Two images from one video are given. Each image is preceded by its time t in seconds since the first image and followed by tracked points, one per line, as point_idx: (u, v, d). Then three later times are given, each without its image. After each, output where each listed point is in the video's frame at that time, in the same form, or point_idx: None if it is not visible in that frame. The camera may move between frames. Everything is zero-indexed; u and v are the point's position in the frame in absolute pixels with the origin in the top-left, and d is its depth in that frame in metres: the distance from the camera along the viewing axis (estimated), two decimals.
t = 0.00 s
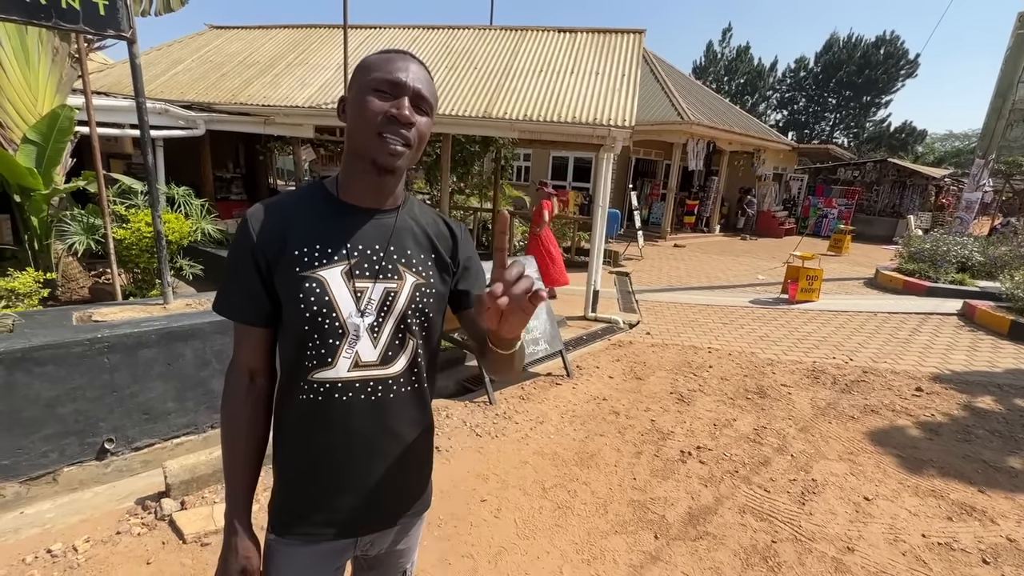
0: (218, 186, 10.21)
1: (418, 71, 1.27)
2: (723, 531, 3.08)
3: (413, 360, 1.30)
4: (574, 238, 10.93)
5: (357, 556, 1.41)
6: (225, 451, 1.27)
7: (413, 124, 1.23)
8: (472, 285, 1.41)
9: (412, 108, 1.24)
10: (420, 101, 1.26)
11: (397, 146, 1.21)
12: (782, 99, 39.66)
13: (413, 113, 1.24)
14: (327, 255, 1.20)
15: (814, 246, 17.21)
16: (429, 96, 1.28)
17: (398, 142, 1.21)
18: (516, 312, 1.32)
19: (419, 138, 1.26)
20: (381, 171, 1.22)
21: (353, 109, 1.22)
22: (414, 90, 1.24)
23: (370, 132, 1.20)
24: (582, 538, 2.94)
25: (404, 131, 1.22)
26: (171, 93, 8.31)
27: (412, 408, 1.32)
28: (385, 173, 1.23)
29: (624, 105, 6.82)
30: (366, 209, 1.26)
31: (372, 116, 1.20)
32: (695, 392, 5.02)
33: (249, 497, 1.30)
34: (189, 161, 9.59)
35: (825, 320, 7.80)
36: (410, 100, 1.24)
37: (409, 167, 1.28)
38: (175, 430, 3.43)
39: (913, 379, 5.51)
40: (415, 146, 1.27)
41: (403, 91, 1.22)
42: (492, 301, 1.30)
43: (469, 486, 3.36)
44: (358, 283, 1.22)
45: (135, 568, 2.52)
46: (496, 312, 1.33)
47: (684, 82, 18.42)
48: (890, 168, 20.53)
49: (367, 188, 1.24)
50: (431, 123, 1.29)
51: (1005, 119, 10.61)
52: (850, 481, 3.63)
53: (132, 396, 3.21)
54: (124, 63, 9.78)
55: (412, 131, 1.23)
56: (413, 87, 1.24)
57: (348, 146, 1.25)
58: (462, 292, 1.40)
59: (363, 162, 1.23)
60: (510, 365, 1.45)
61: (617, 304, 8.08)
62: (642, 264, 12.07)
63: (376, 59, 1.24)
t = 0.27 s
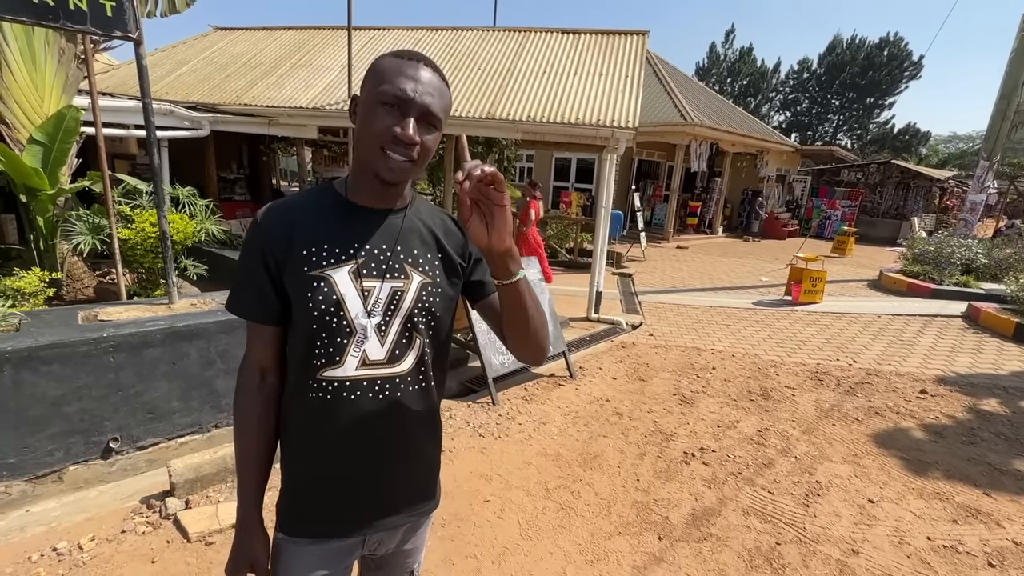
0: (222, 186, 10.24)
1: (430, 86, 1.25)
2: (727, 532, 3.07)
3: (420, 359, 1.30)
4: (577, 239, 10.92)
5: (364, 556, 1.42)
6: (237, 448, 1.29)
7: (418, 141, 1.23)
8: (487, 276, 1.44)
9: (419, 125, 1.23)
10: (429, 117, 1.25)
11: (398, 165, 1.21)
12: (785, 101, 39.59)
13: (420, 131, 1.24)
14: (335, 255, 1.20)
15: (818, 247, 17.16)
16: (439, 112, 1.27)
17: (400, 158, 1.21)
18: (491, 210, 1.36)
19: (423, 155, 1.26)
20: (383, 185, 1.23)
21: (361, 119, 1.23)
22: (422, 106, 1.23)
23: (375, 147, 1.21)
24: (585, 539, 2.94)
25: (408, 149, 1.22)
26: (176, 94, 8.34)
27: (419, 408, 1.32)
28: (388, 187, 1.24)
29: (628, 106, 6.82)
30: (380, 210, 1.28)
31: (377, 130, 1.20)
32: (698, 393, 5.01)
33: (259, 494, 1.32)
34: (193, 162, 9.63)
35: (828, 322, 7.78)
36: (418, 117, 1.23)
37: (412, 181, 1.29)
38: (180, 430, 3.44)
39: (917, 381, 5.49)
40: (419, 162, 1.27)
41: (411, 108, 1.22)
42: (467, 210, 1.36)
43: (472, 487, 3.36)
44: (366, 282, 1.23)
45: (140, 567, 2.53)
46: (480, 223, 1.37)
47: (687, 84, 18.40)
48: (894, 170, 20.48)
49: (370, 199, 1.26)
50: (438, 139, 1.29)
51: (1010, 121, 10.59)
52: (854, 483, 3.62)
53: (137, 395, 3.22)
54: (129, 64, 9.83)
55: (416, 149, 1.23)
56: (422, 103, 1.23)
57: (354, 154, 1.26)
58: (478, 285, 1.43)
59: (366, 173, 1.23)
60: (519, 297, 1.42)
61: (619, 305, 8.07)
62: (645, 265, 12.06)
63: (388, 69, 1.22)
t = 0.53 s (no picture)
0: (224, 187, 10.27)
1: (441, 97, 1.24)
2: (730, 534, 3.06)
3: (424, 360, 1.30)
4: (579, 240, 10.92)
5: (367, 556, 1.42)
6: (242, 441, 1.29)
7: (424, 155, 1.23)
8: (498, 277, 1.45)
9: (426, 137, 1.23)
10: (437, 129, 1.25)
11: (404, 178, 1.21)
12: (788, 102, 39.52)
13: (427, 144, 1.24)
14: (341, 255, 1.20)
15: (820, 249, 17.12)
16: (448, 124, 1.26)
17: (405, 171, 1.21)
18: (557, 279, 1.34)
19: (429, 167, 1.26)
20: (388, 196, 1.24)
21: (370, 128, 1.23)
22: (431, 118, 1.22)
23: (381, 158, 1.21)
24: (588, 541, 2.93)
25: (414, 163, 1.22)
26: (179, 95, 8.36)
27: (423, 409, 1.32)
28: (393, 198, 1.25)
29: (630, 107, 6.81)
30: (384, 213, 1.26)
31: (385, 141, 1.20)
32: (701, 395, 5.00)
33: (262, 490, 1.33)
34: (196, 162, 9.64)
35: (831, 323, 7.76)
36: (426, 129, 1.23)
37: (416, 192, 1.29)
38: (182, 430, 3.44)
39: (921, 383, 5.47)
40: (425, 174, 1.27)
41: (420, 119, 1.21)
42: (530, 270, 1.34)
43: (474, 488, 3.36)
44: (370, 283, 1.22)
45: (143, 567, 2.53)
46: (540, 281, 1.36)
47: (690, 85, 18.39)
48: (897, 171, 20.42)
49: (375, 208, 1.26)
50: (445, 151, 1.29)
51: (1013, 123, 10.56)
52: (858, 485, 3.61)
53: (140, 395, 3.22)
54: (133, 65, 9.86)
55: (421, 162, 1.23)
56: (431, 116, 1.22)
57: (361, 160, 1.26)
58: (488, 284, 1.44)
59: (371, 183, 1.24)
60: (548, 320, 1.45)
61: (622, 306, 8.06)
62: (647, 266, 12.05)
63: (399, 77, 1.21)
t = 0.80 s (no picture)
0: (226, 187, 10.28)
1: (444, 103, 1.23)
2: (731, 536, 3.05)
3: (423, 364, 1.29)
4: (580, 241, 10.91)
5: (366, 558, 1.41)
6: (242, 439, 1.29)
7: (425, 161, 1.22)
8: (501, 283, 1.44)
9: (427, 143, 1.22)
10: (439, 135, 1.24)
11: (404, 186, 1.21)
12: (789, 103, 39.48)
13: (428, 150, 1.23)
14: (341, 257, 1.19)
15: (822, 250, 17.09)
16: (450, 130, 1.26)
17: (406, 178, 1.21)
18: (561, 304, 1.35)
19: (431, 173, 1.25)
20: (388, 203, 1.24)
21: (372, 133, 1.23)
22: (433, 124, 1.21)
23: (382, 164, 1.21)
24: (588, 542, 2.92)
25: (415, 170, 1.21)
26: (181, 96, 8.38)
27: (422, 413, 1.31)
28: (392, 205, 1.25)
29: (632, 108, 6.80)
30: (383, 217, 1.26)
31: (386, 147, 1.20)
32: (702, 396, 4.99)
33: (261, 489, 1.33)
34: (197, 163, 9.65)
35: (833, 324, 7.74)
36: (428, 136, 1.22)
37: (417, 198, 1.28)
38: (182, 430, 3.44)
39: (923, 384, 5.45)
40: (426, 180, 1.26)
41: (422, 125, 1.21)
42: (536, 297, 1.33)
43: (474, 489, 3.35)
44: (370, 286, 1.22)
45: (143, 567, 2.53)
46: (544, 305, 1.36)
47: (691, 86, 18.38)
48: (899, 172, 20.38)
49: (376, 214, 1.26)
50: (447, 157, 1.28)
51: (1016, 124, 10.53)
52: (860, 487, 3.59)
53: (141, 396, 3.22)
54: (135, 65, 9.88)
55: (423, 169, 1.22)
56: (433, 121, 1.21)
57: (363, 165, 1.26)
58: (491, 290, 1.43)
59: (372, 188, 1.23)
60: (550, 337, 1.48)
61: (623, 307, 8.05)
62: (648, 267, 12.04)
63: (402, 82, 1.21)
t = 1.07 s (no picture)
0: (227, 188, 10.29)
1: (442, 104, 1.23)
2: (732, 538, 3.04)
3: (423, 365, 1.29)
4: (580, 242, 10.91)
5: (367, 559, 1.41)
6: (241, 440, 1.29)
7: (424, 163, 1.22)
8: (501, 283, 1.44)
9: (426, 144, 1.22)
10: (438, 136, 1.24)
11: (404, 187, 1.21)
12: (790, 104, 39.45)
13: (427, 151, 1.23)
14: (340, 259, 1.19)
15: (823, 250, 17.06)
16: (449, 131, 1.25)
17: (406, 180, 1.20)
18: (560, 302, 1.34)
19: (430, 174, 1.25)
20: (388, 204, 1.24)
21: (371, 135, 1.23)
22: (431, 125, 1.21)
23: (381, 166, 1.20)
24: (589, 544, 2.92)
25: (415, 172, 1.21)
26: (182, 97, 8.39)
27: (422, 414, 1.31)
28: (392, 206, 1.25)
29: (633, 109, 6.80)
30: (383, 219, 1.26)
31: (384, 150, 1.20)
32: (703, 397, 4.98)
33: (262, 490, 1.32)
34: (199, 163, 9.67)
35: (835, 325, 7.73)
36: (427, 137, 1.22)
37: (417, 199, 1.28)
38: (183, 431, 3.44)
39: (925, 386, 5.43)
40: (426, 181, 1.26)
41: (420, 127, 1.21)
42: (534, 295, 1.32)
43: (475, 490, 3.35)
44: (370, 287, 1.22)
45: (143, 568, 2.53)
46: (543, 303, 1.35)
47: (692, 87, 18.38)
48: (900, 173, 20.36)
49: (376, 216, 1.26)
50: (446, 158, 1.28)
51: (1018, 125, 10.51)
52: (861, 489, 3.58)
53: (141, 396, 3.22)
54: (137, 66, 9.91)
55: (422, 170, 1.22)
56: (431, 123, 1.21)
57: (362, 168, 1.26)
58: (491, 290, 1.43)
59: (372, 190, 1.23)
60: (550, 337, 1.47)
61: (623, 308, 8.04)
62: (648, 268, 12.02)
63: (399, 84, 1.21)
